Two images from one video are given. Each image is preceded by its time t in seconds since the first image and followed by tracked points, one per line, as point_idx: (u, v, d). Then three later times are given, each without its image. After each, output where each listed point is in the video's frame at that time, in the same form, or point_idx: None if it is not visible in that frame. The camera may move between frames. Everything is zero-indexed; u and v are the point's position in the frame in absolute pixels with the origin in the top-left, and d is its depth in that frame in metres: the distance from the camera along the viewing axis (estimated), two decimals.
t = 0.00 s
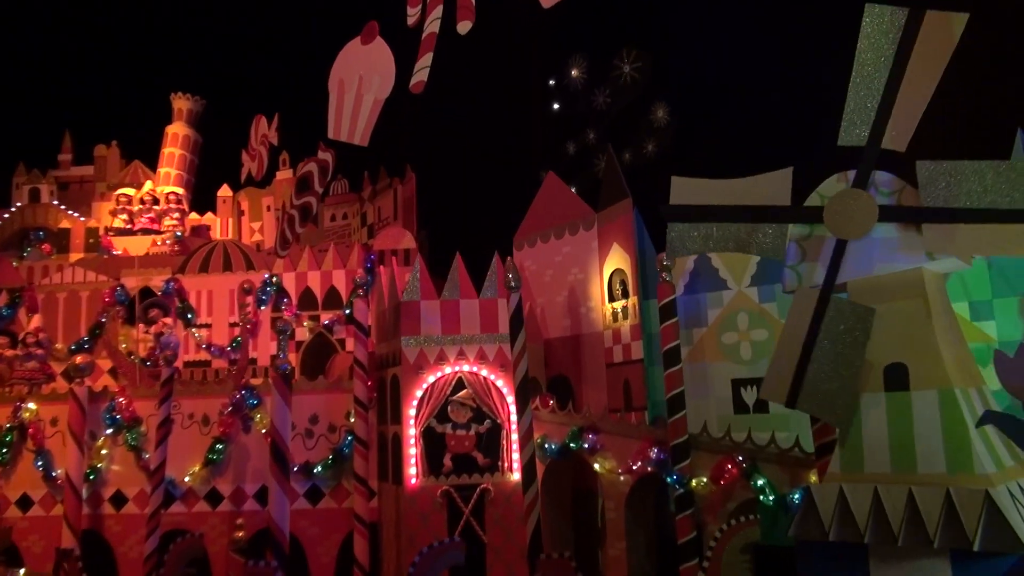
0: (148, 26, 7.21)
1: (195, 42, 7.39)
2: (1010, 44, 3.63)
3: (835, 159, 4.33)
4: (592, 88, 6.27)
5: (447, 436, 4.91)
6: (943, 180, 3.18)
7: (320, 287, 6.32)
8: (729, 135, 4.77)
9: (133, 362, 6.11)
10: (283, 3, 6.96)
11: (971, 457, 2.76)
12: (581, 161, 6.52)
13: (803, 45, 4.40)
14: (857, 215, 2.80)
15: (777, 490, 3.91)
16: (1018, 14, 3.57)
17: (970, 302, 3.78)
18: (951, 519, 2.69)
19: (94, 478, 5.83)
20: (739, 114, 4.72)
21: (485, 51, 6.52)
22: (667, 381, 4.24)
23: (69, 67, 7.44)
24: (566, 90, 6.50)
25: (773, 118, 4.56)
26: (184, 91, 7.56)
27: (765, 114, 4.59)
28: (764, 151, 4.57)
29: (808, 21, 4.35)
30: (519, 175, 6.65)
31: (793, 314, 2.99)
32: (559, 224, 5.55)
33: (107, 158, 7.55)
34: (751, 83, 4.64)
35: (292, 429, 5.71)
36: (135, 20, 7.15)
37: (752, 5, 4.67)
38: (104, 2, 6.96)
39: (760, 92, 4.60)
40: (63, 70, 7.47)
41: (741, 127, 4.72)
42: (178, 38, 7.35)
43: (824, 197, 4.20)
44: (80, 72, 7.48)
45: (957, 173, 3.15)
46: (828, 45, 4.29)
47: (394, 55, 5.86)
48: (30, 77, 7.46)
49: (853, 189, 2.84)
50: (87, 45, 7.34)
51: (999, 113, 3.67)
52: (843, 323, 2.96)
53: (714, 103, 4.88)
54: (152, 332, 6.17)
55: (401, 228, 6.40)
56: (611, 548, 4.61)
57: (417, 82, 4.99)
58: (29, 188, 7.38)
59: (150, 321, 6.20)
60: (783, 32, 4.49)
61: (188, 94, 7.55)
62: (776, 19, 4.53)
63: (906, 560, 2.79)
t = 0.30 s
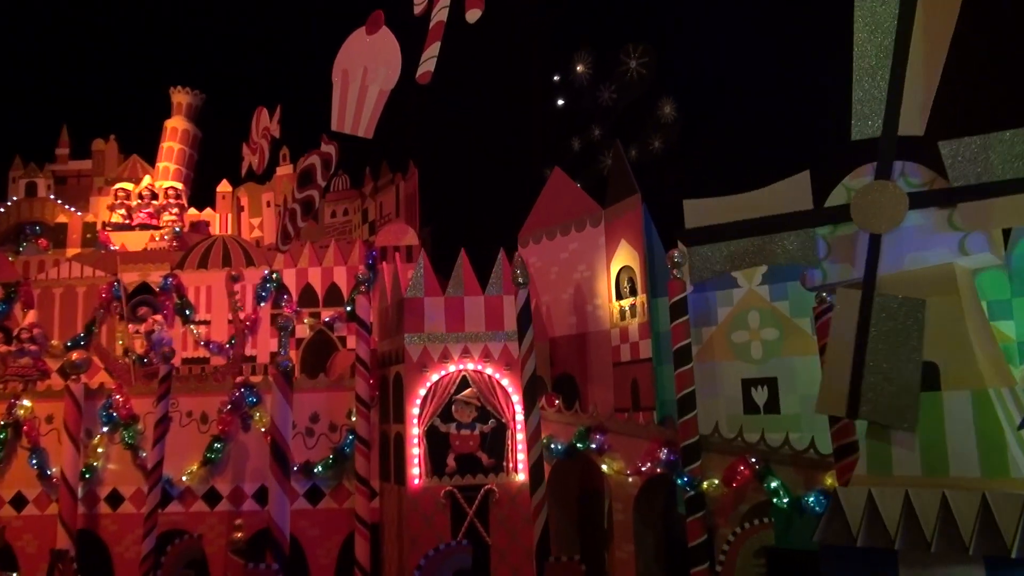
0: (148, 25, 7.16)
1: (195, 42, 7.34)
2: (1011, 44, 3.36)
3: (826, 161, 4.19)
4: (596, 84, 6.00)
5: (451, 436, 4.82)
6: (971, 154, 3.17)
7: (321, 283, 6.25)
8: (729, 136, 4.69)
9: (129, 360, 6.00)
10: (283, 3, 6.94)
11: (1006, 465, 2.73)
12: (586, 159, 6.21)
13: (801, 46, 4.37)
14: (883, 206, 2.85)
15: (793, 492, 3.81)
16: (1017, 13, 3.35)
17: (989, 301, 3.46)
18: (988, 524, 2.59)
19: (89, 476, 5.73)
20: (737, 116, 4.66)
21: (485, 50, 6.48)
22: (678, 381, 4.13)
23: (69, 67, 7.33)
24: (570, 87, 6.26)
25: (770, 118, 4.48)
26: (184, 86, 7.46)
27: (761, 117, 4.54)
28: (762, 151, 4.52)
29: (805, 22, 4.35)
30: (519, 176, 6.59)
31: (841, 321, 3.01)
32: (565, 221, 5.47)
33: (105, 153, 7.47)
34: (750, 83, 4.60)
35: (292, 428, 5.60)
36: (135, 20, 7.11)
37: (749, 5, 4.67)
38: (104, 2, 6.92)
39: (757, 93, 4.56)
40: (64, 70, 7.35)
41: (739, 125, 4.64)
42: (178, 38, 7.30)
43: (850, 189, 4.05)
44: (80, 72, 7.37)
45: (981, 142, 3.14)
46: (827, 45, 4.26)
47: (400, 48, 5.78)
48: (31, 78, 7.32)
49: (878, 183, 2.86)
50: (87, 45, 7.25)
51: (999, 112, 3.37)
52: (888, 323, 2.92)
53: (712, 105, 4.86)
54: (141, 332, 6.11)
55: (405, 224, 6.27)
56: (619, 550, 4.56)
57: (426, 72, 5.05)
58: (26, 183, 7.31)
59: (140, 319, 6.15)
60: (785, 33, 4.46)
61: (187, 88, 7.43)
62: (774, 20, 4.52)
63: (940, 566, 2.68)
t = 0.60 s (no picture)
0: (149, 25, 7.02)
1: (195, 42, 7.18)
2: (1011, 45, 3.42)
3: (826, 162, 4.18)
4: (601, 78, 5.85)
5: (454, 436, 4.72)
6: (995, 130, 3.01)
7: (321, 279, 6.17)
8: (729, 137, 4.62)
9: (126, 359, 5.86)
10: (283, 3, 6.84)
11: None
12: (590, 153, 6.05)
13: (801, 47, 4.32)
14: (913, 195, 3.00)
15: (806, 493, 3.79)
16: (1018, 13, 3.40)
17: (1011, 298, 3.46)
18: None
19: (85, 476, 5.61)
20: (737, 116, 4.60)
21: (485, 49, 6.37)
22: (688, 379, 4.04)
23: (70, 67, 7.10)
24: (574, 80, 6.13)
25: (770, 119, 4.41)
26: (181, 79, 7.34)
27: (758, 117, 4.47)
28: (761, 152, 4.44)
29: (805, 23, 4.30)
30: (519, 176, 6.46)
31: (887, 325, 3.07)
32: (570, 216, 5.37)
33: (100, 147, 7.48)
34: (749, 83, 4.55)
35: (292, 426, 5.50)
36: (135, 20, 6.96)
37: (749, 5, 4.60)
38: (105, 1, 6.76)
39: (757, 93, 4.50)
40: (64, 70, 7.11)
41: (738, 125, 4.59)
42: (178, 38, 7.15)
43: (877, 179, 3.99)
44: (80, 72, 7.14)
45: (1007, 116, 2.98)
46: (827, 46, 4.20)
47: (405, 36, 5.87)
48: (31, 78, 7.05)
49: (907, 175, 3.02)
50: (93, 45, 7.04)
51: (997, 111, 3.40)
52: (937, 323, 2.96)
53: (712, 105, 4.78)
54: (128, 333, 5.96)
55: (406, 221, 6.22)
56: (627, 551, 4.46)
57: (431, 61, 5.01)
58: (21, 177, 7.29)
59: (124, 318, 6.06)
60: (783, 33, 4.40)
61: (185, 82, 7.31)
62: (774, 20, 4.46)
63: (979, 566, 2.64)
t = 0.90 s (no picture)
0: (148, 25, 7.00)
1: (195, 42, 7.18)
2: (1011, 44, 3.57)
3: (826, 161, 4.19)
4: (605, 69, 5.73)
5: (459, 436, 4.61)
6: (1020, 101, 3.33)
7: (322, 274, 6.05)
8: (727, 136, 4.62)
9: (125, 355, 5.83)
10: (283, 3, 6.81)
11: None
12: (594, 146, 5.85)
13: (801, 48, 4.38)
14: (945, 179, 3.30)
15: (824, 491, 3.73)
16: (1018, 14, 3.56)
17: None
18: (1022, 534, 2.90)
19: (82, 475, 5.51)
20: (737, 116, 4.60)
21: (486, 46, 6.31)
22: (701, 374, 3.94)
23: (69, 67, 7.14)
24: (577, 73, 6.00)
25: (770, 118, 4.43)
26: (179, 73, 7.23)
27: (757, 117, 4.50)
28: (761, 151, 4.46)
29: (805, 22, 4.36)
30: (520, 176, 6.34)
31: (946, 308, 3.38)
32: (577, 210, 5.27)
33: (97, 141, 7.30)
34: (749, 83, 4.57)
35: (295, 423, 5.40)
36: (135, 20, 6.94)
37: (749, 5, 4.65)
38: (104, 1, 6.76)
39: (757, 93, 4.52)
40: (63, 70, 7.16)
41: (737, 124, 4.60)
42: (178, 38, 7.14)
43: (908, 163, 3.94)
44: (80, 72, 7.19)
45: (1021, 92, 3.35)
46: (826, 46, 4.26)
47: (410, 24, 6.19)
48: (31, 78, 7.12)
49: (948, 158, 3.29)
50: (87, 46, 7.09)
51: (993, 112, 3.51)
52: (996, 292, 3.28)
53: (711, 105, 4.77)
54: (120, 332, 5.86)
55: (407, 215, 6.06)
56: (639, 551, 4.38)
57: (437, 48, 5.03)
58: (16, 172, 7.09)
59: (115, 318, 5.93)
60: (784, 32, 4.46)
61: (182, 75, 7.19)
62: (774, 19, 4.51)
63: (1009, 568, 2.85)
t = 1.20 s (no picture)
0: (149, 26, 6.97)
1: (195, 42, 7.18)
2: (1012, 45, 3.53)
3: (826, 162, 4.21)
4: (614, 58, 5.58)
5: (470, 431, 4.52)
6: None
7: (327, 268, 5.95)
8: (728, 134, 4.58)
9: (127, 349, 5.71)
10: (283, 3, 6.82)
11: None
12: (603, 138, 5.68)
13: (800, 48, 4.35)
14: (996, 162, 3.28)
15: (846, 487, 3.66)
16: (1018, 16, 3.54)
17: None
18: None
19: (84, 471, 5.41)
20: (737, 116, 4.56)
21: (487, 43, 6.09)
22: (720, 368, 3.85)
23: (69, 67, 7.13)
24: (586, 62, 5.85)
25: (770, 119, 4.40)
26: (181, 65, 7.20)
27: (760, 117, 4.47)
28: (761, 152, 4.44)
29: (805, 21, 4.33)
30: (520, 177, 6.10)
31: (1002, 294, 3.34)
32: (587, 202, 5.17)
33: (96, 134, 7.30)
34: (750, 83, 4.53)
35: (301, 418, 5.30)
36: (135, 20, 6.90)
37: (749, 5, 4.60)
38: (104, 2, 6.66)
39: (757, 93, 4.48)
40: (64, 70, 7.14)
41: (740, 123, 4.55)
42: (178, 38, 7.14)
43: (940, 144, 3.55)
44: (80, 72, 7.19)
45: None
46: (828, 45, 4.23)
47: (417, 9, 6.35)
48: (31, 78, 7.12)
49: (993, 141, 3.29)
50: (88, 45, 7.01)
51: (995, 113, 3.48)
52: None
53: (712, 103, 4.71)
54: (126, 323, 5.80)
55: (414, 207, 5.96)
56: (654, 548, 4.30)
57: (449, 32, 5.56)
58: (15, 165, 6.99)
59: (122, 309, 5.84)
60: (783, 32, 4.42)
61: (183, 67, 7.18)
62: (774, 19, 4.47)
63: None
